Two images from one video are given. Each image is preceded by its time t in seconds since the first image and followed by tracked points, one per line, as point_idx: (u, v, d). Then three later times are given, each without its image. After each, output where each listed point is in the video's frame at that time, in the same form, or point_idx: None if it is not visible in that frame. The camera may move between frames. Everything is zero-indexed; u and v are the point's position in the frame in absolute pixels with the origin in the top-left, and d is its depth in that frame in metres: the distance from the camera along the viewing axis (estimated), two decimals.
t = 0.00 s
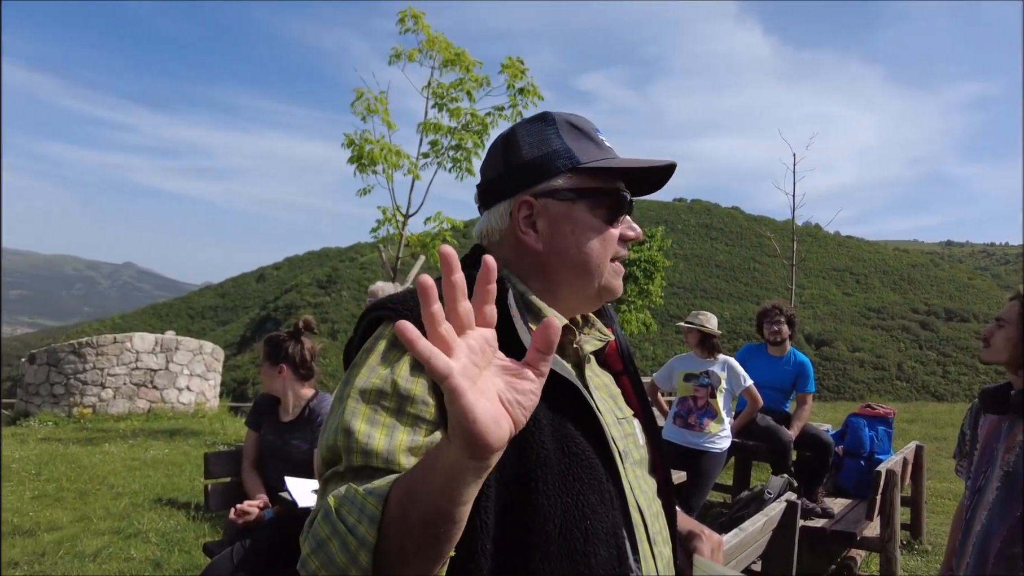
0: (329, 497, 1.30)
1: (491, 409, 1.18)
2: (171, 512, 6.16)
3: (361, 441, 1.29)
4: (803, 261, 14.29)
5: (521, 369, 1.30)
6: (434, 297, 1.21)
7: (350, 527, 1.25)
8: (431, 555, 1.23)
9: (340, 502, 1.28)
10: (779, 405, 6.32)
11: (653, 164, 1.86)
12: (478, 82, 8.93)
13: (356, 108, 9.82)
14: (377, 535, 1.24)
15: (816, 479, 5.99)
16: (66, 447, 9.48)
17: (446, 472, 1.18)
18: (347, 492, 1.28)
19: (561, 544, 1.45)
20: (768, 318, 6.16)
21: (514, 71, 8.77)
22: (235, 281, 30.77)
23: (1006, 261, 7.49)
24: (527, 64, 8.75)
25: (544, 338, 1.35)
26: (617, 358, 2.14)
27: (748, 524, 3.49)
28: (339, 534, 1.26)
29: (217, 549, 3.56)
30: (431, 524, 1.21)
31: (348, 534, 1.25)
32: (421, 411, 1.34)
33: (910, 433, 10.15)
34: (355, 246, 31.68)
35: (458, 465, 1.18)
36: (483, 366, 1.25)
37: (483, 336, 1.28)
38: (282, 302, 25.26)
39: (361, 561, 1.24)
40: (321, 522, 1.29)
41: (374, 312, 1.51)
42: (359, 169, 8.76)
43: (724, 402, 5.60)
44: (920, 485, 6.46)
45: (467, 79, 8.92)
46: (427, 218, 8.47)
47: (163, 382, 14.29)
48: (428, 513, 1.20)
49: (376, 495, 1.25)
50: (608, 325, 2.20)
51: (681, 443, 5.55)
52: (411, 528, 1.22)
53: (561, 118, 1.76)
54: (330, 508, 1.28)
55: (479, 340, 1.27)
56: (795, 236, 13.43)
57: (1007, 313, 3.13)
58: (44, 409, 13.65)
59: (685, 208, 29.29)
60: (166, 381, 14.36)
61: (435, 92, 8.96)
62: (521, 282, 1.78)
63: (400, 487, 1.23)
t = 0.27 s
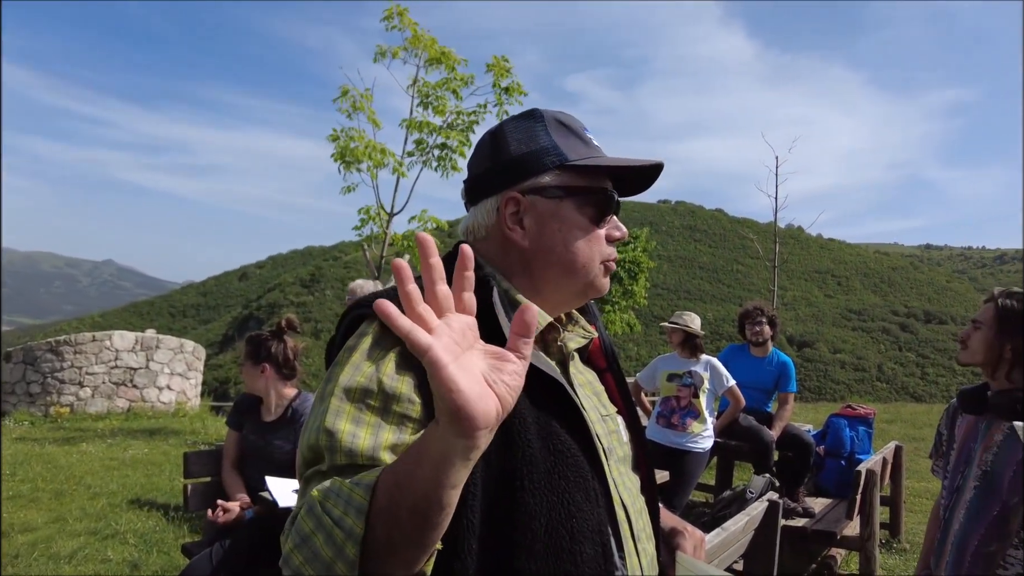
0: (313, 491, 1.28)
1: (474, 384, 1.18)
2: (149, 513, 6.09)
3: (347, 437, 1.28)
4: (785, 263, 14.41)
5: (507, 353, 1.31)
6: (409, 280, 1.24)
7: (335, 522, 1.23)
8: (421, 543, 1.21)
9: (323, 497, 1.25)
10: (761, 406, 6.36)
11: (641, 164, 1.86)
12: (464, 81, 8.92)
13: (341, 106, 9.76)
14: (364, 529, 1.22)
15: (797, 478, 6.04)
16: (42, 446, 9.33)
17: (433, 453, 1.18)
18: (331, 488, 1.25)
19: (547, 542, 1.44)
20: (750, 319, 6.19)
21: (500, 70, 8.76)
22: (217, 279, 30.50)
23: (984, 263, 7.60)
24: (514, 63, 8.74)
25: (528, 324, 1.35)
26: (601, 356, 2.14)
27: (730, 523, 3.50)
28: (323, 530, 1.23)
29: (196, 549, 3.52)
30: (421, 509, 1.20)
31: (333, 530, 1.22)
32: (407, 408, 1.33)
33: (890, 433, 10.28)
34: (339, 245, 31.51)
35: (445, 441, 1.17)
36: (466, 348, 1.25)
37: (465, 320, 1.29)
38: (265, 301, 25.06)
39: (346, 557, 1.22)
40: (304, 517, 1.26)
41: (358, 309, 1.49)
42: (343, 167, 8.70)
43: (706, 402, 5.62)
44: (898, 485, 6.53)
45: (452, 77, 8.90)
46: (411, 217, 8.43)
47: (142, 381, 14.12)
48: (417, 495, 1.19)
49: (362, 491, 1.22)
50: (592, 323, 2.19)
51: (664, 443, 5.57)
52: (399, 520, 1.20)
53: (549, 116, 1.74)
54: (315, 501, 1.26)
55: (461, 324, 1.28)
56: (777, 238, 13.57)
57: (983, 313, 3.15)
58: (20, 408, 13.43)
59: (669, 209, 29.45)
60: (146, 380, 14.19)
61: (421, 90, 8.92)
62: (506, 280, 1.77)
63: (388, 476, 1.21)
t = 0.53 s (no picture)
0: (301, 499, 1.27)
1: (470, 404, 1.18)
2: (133, 514, 6.03)
3: (336, 443, 1.26)
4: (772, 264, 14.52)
5: (502, 368, 1.30)
6: (407, 293, 1.21)
7: (325, 530, 1.22)
8: (410, 555, 1.21)
9: (312, 505, 1.25)
10: (747, 406, 6.39)
11: (632, 171, 1.86)
12: (454, 81, 8.90)
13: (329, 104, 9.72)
14: (355, 538, 1.22)
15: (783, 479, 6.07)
16: (24, 447, 9.21)
17: (426, 471, 1.17)
18: (320, 495, 1.25)
19: (535, 545, 1.44)
20: (735, 320, 6.22)
21: (490, 70, 8.75)
22: (204, 278, 30.29)
23: (967, 265, 7.68)
24: (503, 62, 8.74)
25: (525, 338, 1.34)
26: (587, 358, 2.14)
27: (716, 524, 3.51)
28: (312, 537, 1.23)
29: (179, 550, 3.49)
30: (411, 524, 1.20)
31: (322, 539, 1.22)
32: (395, 413, 1.32)
33: (875, 434, 10.36)
34: (327, 244, 31.40)
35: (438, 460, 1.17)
36: (461, 363, 1.24)
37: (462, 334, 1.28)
38: (252, 300, 24.91)
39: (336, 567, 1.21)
40: (293, 525, 1.25)
41: (347, 310, 1.47)
42: (331, 166, 8.66)
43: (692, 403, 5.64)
44: (883, 485, 6.58)
45: (442, 77, 8.87)
46: (400, 216, 8.41)
47: (127, 381, 14.00)
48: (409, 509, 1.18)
49: (351, 496, 1.22)
50: (579, 326, 2.19)
51: (651, 443, 5.58)
52: (390, 529, 1.20)
53: (543, 118, 1.74)
54: (304, 509, 1.25)
55: (456, 338, 1.26)
56: (764, 240, 13.64)
57: (967, 316, 3.19)
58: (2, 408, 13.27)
59: (657, 210, 29.58)
60: (131, 379, 14.06)
61: (410, 89, 8.90)
62: (495, 282, 1.76)
63: (380, 488, 1.21)
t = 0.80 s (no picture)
0: (298, 508, 1.24)
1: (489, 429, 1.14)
2: (119, 516, 5.99)
3: (332, 449, 1.25)
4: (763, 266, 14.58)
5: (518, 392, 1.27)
6: (445, 314, 1.13)
7: (325, 542, 1.20)
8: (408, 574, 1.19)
9: (312, 515, 1.22)
10: (737, 408, 6.41)
11: (623, 177, 1.87)
12: (445, 81, 8.89)
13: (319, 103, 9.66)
14: (358, 552, 1.19)
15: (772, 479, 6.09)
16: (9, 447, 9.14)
17: (438, 492, 1.14)
18: (320, 505, 1.22)
19: (522, 548, 1.44)
20: (723, 321, 6.25)
21: (482, 71, 8.75)
22: (193, 277, 30.12)
23: (954, 267, 7.73)
24: (495, 63, 8.74)
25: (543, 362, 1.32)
26: (575, 361, 2.14)
27: (704, 524, 3.52)
28: (311, 549, 1.20)
29: (165, 552, 3.47)
30: (416, 542, 1.17)
31: (324, 550, 1.19)
32: (387, 415, 1.33)
33: (863, 434, 10.41)
34: (318, 244, 31.30)
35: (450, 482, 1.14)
36: (485, 388, 1.20)
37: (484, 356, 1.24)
38: (242, 300, 24.79)
39: None
40: (290, 536, 1.22)
41: (335, 311, 1.47)
42: (321, 165, 8.63)
43: (681, 403, 5.66)
44: (870, 485, 6.61)
45: (433, 77, 8.86)
46: (391, 216, 8.40)
47: (116, 380, 13.91)
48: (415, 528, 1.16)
49: (358, 510, 1.20)
50: (567, 328, 2.20)
51: (641, 444, 5.58)
52: (394, 544, 1.18)
53: (536, 120, 1.73)
54: (302, 521, 1.22)
55: (481, 360, 1.22)
56: (754, 241, 13.70)
57: (951, 319, 3.20)
58: None
59: (649, 212, 29.66)
60: (119, 379, 13.97)
61: (401, 89, 8.88)
62: (486, 284, 1.76)
63: (386, 503, 1.18)
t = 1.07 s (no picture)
0: (317, 550, 1.24)
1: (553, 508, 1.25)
2: (110, 517, 5.96)
3: (324, 471, 1.28)
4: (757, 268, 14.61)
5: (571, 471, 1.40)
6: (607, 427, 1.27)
7: None
8: None
9: (336, 561, 1.23)
10: (730, 410, 6.42)
11: (611, 168, 1.84)
12: (440, 81, 8.88)
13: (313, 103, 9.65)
14: None
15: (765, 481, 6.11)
16: None
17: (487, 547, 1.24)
18: (343, 549, 1.23)
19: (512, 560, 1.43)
20: (716, 323, 6.26)
21: (476, 70, 8.74)
22: (187, 277, 30.02)
23: (948, 269, 7.75)
24: (490, 63, 8.73)
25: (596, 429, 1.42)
26: (566, 362, 2.12)
27: (696, 527, 3.53)
28: None
29: (155, 554, 3.45)
30: None
31: None
32: (375, 430, 1.32)
33: (856, 436, 10.44)
34: (313, 244, 31.22)
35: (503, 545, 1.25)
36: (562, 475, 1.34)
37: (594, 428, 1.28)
38: (236, 300, 24.71)
39: None
40: None
41: (317, 320, 1.46)
42: (314, 165, 8.61)
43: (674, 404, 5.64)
44: (863, 487, 6.61)
45: (427, 77, 8.85)
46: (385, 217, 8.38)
47: (108, 380, 13.84)
48: None
49: (390, 562, 1.24)
50: (559, 328, 2.17)
51: (634, 446, 5.57)
52: None
53: (517, 118, 1.71)
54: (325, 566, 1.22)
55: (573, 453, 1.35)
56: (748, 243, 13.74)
57: (943, 322, 3.21)
58: None
59: (644, 214, 29.69)
60: (111, 379, 13.91)
61: (395, 89, 8.87)
62: (475, 289, 1.76)
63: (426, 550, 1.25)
